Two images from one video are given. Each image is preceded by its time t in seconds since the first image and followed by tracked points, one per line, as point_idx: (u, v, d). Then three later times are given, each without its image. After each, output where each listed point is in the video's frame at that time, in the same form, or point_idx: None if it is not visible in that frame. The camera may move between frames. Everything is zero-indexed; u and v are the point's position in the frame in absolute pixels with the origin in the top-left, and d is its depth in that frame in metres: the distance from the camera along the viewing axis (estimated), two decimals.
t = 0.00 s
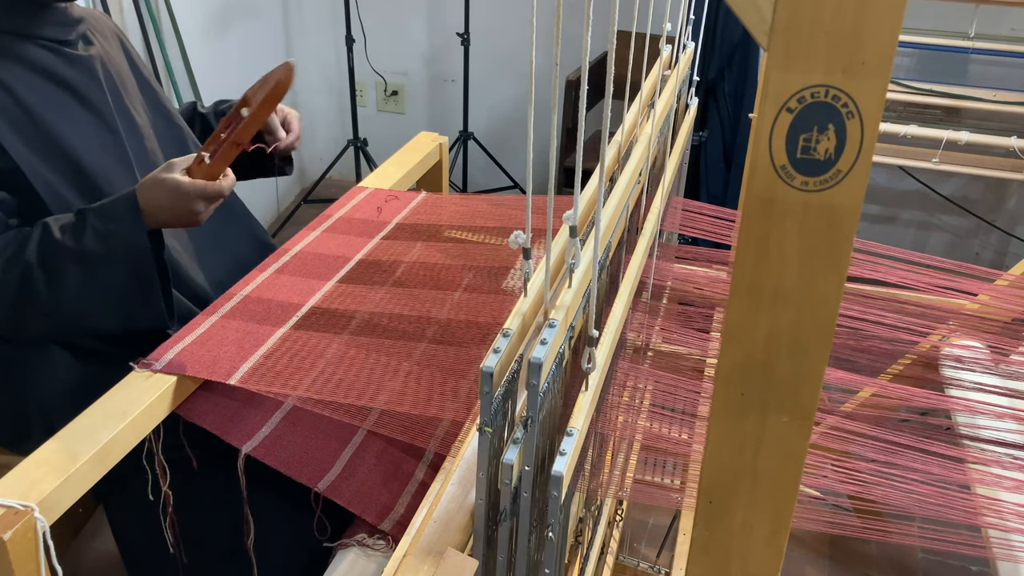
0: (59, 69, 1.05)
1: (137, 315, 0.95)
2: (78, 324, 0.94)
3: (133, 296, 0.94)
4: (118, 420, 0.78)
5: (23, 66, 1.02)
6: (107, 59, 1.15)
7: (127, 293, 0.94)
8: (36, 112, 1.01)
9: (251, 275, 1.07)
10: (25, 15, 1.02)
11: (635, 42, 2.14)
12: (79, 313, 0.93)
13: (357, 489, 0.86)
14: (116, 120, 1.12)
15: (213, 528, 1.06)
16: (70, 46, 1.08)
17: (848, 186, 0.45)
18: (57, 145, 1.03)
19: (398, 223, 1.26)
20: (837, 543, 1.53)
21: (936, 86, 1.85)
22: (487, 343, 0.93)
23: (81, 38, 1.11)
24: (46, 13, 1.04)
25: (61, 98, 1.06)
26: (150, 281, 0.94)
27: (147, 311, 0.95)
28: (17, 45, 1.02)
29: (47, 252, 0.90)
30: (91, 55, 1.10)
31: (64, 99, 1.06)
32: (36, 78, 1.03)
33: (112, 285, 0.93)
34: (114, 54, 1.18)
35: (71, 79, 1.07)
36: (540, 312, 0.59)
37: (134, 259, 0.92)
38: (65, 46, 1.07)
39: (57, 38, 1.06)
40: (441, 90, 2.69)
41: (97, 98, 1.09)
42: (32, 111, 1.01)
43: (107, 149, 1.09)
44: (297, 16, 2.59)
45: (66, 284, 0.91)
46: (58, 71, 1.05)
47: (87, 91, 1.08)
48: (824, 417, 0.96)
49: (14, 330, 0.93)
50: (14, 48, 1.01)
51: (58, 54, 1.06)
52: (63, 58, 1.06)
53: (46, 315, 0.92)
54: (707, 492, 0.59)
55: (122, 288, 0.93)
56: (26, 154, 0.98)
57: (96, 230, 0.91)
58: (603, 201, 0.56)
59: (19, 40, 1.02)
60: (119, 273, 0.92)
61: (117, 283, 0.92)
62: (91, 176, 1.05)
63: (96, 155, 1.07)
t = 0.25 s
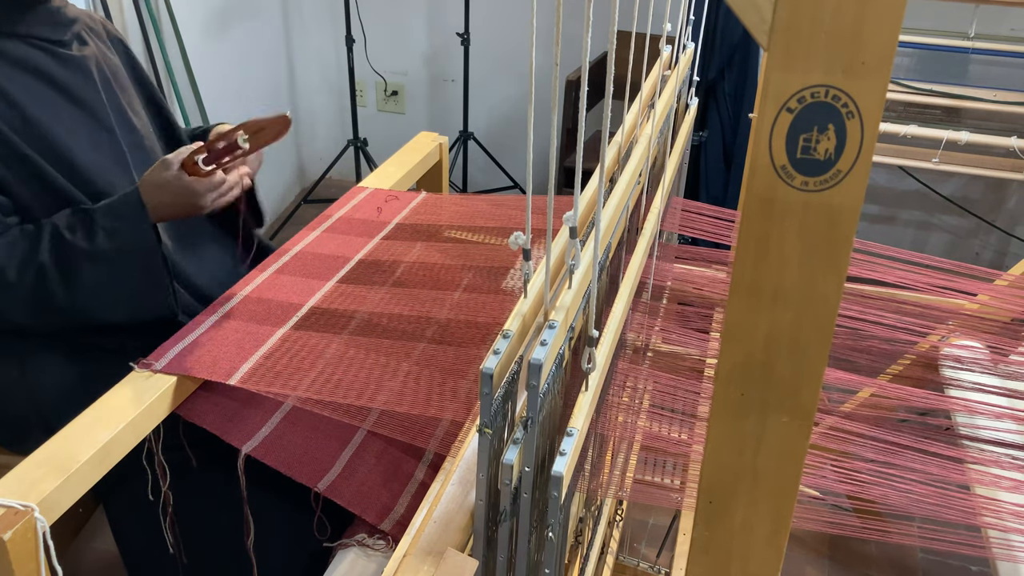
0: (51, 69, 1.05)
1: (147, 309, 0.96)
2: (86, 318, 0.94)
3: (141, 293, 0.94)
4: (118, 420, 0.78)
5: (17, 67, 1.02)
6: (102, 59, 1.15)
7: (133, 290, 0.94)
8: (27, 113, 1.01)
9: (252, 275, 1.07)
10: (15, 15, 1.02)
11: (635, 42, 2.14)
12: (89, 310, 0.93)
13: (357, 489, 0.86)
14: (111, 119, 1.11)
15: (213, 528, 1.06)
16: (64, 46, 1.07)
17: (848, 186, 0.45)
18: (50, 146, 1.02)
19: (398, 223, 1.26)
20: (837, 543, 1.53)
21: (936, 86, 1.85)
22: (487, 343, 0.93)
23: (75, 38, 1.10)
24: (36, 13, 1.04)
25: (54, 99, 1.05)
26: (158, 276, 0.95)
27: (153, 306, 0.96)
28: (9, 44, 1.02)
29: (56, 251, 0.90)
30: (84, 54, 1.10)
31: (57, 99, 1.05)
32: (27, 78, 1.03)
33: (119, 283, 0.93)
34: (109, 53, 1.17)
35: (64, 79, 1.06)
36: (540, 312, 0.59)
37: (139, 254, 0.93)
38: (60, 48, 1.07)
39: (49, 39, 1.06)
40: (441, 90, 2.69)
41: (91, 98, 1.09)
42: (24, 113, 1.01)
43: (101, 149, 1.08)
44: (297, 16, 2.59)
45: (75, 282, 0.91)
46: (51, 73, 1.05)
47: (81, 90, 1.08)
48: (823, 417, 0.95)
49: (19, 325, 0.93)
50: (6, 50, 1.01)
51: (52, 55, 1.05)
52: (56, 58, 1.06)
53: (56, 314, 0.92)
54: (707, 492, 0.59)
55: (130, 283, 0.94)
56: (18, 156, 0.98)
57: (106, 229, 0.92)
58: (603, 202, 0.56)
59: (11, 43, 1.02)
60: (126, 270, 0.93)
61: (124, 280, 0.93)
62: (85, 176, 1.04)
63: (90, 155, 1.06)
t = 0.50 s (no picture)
0: (49, 68, 1.05)
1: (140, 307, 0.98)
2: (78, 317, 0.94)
3: (138, 289, 0.96)
4: (118, 420, 0.78)
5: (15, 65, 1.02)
6: (101, 58, 1.15)
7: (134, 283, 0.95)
8: (24, 112, 1.01)
9: (252, 275, 1.07)
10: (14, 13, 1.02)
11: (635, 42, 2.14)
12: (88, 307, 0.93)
13: (357, 489, 0.86)
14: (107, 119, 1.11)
15: (213, 528, 1.06)
16: (63, 46, 1.07)
17: (848, 186, 0.45)
18: (46, 144, 1.02)
19: (398, 223, 1.26)
20: (837, 543, 1.53)
21: (936, 86, 1.85)
22: (487, 343, 0.93)
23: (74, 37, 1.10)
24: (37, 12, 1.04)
25: (51, 98, 1.05)
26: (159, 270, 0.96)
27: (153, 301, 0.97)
28: (7, 43, 1.02)
29: (58, 250, 0.91)
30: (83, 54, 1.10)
31: (54, 98, 1.05)
32: (25, 77, 1.03)
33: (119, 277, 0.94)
34: (109, 53, 1.18)
35: (61, 79, 1.06)
36: (540, 312, 0.59)
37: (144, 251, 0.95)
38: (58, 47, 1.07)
39: (48, 38, 1.06)
40: (442, 90, 2.69)
41: (89, 97, 1.09)
42: (20, 112, 1.01)
43: (96, 149, 1.08)
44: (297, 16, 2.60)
45: (76, 280, 0.92)
46: (48, 72, 1.05)
47: (79, 90, 1.08)
48: (824, 417, 0.95)
49: (21, 326, 0.94)
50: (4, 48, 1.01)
51: (49, 54, 1.06)
52: (55, 58, 1.06)
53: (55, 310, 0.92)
54: (707, 492, 0.59)
55: (129, 277, 0.95)
56: (14, 155, 0.98)
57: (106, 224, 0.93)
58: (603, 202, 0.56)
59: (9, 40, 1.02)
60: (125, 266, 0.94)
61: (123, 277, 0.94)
62: (79, 176, 1.05)
63: (84, 155, 1.06)
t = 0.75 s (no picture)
0: (49, 68, 1.05)
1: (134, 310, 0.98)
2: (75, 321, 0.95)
3: (132, 292, 0.94)
4: (118, 420, 0.78)
5: (16, 66, 1.02)
6: (102, 58, 1.15)
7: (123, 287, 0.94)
8: (24, 112, 1.01)
9: (252, 275, 1.07)
10: (17, 14, 1.02)
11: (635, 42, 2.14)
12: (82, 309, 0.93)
13: (357, 489, 0.86)
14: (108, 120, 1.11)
15: (213, 527, 1.06)
16: (63, 46, 1.07)
17: (848, 186, 0.45)
18: (47, 145, 1.02)
19: (398, 223, 1.26)
20: (837, 543, 1.53)
21: (936, 86, 1.85)
22: (487, 343, 0.93)
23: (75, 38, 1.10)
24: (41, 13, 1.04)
25: (52, 98, 1.05)
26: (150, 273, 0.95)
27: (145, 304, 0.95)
28: (8, 43, 1.02)
29: (47, 254, 0.91)
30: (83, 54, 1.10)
31: (54, 99, 1.05)
32: (26, 77, 1.03)
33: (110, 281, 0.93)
34: (110, 53, 1.17)
35: (62, 79, 1.06)
36: (540, 312, 0.59)
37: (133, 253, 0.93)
38: (59, 47, 1.07)
39: (49, 38, 1.06)
40: (441, 90, 2.69)
41: (89, 97, 1.09)
42: (20, 113, 1.01)
43: (96, 149, 1.08)
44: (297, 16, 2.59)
45: (67, 284, 0.92)
46: (48, 73, 1.05)
47: (80, 90, 1.08)
48: (824, 417, 0.95)
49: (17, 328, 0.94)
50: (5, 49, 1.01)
51: (50, 54, 1.05)
52: (55, 58, 1.06)
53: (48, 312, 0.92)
54: (707, 492, 0.59)
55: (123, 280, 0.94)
56: (14, 155, 0.98)
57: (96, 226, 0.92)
58: (602, 201, 0.56)
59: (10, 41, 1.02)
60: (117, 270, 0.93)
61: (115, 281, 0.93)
62: (79, 176, 1.05)
63: (85, 155, 1.06)
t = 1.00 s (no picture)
0: (50, 69, 1.05)
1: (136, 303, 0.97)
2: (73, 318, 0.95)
3: (130, 283, 0.94)
4: (118, 420, 0.78)
5: (17, 67, 1.02)
6: (100, 59, 1.15)
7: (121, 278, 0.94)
8: (24, 112, 1.01)
9: (252, 275, 1.07)
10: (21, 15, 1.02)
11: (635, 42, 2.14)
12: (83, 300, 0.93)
13: (357, 490, 0.86)
14: (106, 120, 1.12)
15: (213, 527, 1.06)
16: (62, 47, 1.07)
17: (848, 186, 0.45)
18: (47, 145, 1.02)
19: (398, 223, 1.26)
20: (837, 543, 1.53)
21: (936, 86, 1.85)
22: (487, 343, 0.93)
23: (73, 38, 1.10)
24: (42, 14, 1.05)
25: (51, 98, 1.05)
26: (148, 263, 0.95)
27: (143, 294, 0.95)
28: (7, 43, 1.02)
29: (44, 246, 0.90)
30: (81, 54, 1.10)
31: (54, 99, 1.05)
32: (25, 77, 1.03)
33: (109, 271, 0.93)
34: (107, 53, 1.18)
35: (62, 79, 1.06)
36: (540, 312, 0.59)
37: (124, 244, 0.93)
38: (58, 48, 1.07)
39: (49, 38, 1.06)
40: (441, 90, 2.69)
41: (88, 97, 1.09)
42: (21, 112, 1.01)
43: (96, 149, 1.08)
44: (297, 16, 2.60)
45: (66, 276, 0.91)
46: (48, 72, 1.05)
47: (80, 92, 1.08)
48: (824, 417, 0.95)
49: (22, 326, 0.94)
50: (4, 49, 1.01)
51: (49, 54, 1.05)
52: (55, 58, 1.06)
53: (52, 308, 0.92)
54: (707, 492, 0.59)
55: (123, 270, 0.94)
56: (14, 155, 0.98)
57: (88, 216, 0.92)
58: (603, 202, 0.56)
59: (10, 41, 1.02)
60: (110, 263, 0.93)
61: (109, 275, 0.93)
62: (79, 175, 1.05)
63: (84, 156, 1.06)
